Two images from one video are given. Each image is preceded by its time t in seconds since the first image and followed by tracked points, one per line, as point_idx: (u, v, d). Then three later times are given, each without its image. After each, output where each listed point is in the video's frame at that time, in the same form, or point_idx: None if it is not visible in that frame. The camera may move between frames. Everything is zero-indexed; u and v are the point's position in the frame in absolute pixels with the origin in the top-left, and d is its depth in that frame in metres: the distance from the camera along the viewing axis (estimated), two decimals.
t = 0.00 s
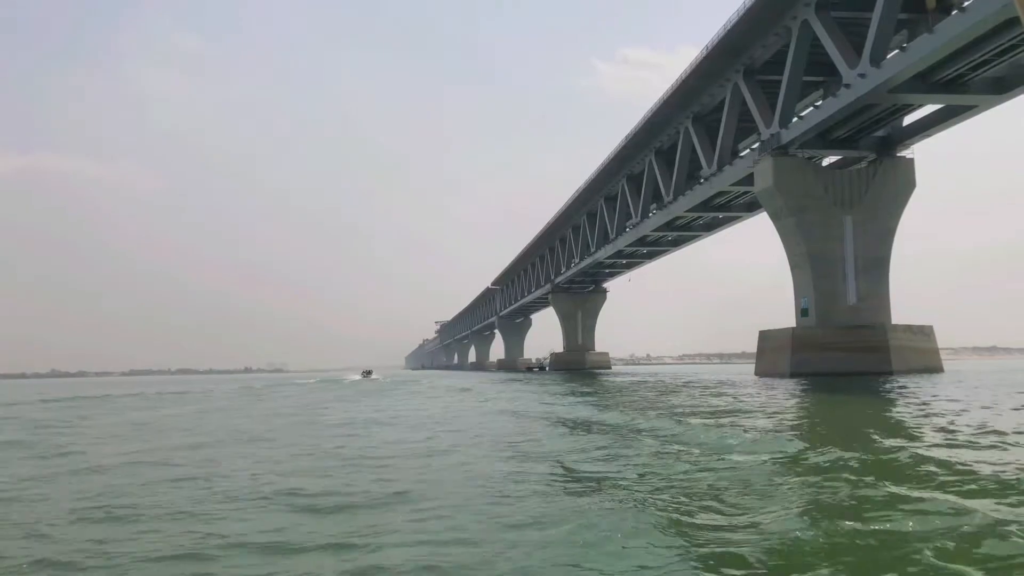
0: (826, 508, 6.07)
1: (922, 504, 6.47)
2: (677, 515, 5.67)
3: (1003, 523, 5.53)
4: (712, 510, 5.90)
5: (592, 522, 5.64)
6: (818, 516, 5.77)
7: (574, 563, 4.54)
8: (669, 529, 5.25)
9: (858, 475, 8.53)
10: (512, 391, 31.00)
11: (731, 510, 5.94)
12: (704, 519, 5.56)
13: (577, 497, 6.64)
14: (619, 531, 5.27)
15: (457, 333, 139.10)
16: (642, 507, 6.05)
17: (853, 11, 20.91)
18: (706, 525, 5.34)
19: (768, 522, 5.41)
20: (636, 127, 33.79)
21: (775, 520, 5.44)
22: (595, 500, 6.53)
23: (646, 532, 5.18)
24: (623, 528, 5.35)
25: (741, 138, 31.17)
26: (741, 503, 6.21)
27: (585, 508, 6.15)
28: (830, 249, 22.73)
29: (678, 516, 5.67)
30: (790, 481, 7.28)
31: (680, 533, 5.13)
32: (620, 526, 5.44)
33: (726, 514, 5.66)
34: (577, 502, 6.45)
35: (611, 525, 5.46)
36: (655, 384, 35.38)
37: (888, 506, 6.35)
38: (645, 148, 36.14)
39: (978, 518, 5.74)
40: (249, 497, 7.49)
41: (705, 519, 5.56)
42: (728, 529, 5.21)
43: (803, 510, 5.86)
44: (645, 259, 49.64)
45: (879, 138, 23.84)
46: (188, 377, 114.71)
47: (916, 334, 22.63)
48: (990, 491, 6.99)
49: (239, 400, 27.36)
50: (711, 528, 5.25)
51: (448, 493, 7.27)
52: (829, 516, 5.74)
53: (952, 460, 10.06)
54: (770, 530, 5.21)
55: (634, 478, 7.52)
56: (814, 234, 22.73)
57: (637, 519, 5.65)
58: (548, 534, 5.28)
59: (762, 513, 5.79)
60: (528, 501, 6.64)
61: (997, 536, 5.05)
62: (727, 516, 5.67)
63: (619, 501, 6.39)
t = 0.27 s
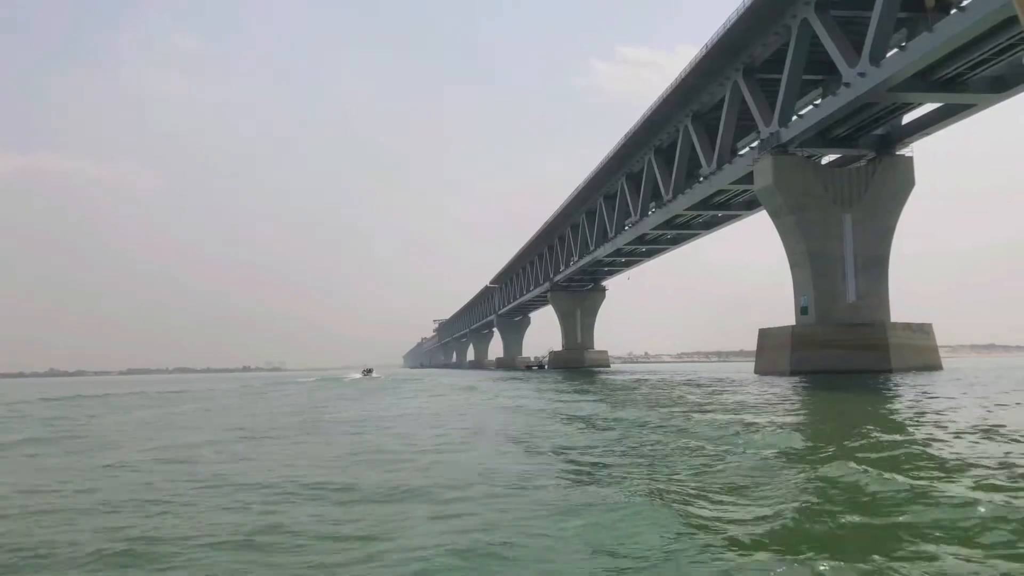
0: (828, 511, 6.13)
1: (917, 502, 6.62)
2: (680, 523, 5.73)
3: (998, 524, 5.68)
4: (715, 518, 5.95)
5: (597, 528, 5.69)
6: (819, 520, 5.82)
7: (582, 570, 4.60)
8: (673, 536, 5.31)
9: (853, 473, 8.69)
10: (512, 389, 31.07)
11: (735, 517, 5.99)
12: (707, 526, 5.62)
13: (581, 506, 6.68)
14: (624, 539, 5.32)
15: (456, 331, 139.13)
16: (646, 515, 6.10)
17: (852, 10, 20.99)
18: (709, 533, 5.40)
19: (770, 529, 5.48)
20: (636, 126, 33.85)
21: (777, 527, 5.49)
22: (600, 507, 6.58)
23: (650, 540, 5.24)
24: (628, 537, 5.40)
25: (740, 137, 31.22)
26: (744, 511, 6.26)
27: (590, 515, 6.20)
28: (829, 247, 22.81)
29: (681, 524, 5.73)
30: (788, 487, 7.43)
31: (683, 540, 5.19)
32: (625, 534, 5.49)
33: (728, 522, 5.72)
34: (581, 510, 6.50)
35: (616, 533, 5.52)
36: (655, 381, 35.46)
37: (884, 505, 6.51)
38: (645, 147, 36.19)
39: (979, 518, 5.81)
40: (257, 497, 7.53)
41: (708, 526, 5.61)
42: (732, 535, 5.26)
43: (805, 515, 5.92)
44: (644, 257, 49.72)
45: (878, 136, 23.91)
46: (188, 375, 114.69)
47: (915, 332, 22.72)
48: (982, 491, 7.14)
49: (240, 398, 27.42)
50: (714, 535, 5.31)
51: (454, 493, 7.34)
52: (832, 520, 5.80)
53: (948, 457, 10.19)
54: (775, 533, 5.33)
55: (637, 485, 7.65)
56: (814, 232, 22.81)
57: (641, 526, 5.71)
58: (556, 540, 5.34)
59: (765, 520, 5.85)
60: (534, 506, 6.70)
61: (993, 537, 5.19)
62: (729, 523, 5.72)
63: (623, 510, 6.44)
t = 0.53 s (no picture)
0: (828, 515, 6.18)
1: (917, 504, 6.71)
2: (682, 525, 5.77)
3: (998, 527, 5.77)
4: (717, 519, 5.99)
5: (601, 527, 5.74)
6: (821, 523, 5.87)
7: (589, 567, 4.65)
8: (676, 538, 5.35)
9: (854, 475, 8.78)
10: (511, 392, 31.08)
11: (737, 518, 6.03)
12: (710, 528, 5.67)
13: (584, 505, 6.73)
14: (627, 539, 5.37)
15: (453, 334, 139.09)
16: (648, 516, 6.15)
17: (850, 14, 21.08)
18: (712, 535, 5.44)
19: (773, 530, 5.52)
20: (634, 128, 33.93)
21: (778, 529, 5.54)
22: (602, 507, 6.62)
23: (654, 540, 5.29)
24: (631, 537, 5.44)
25: (738, 140, 31.30)
26: (746, 512, 6.31)
27: (594, 514, 6.25)
28: (827, 250, 22.89)
29: (683, 525, 5.78)
30: (790, 488, 7.53)
31: (686, 542, 5.23)
32: (629, 533, 5.54)
33: (730, 524, 5.76)
34: (584, 509, 6.55)
35: (618, 532, 5.57)
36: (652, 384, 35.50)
37: (885, 507, 6.61)
38: (643, 150, 36.27)
39: (980, 523, 5.85)
40: (260, 499, 7.56)
41: (711, 528, 5.66)
42: (734, 538, 5.31)
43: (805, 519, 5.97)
44: (642, 260, 49.79)
45: (875, 140, 24.00)
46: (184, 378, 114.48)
47: (912, 335, 22.80)
48: (982, 493, 7.23)
49: (240, 400, 27.46)
50: (716, 538, 5.35)
51: (458, 494, 7.37)
52: (832, 524, 5.85)
53: (949, 459, 10.26)
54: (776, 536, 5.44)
55: (641, 486, 7.75)
56: (812, 235, 22.90)
57: (644, 527, 5.76)
58: (562, 537, 5.38)
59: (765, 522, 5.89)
60: (538, 505, 6.74)
61: (993, 541, 5.29)
62: (731, 525, 5.76)
63: (626, 509, 6.49)
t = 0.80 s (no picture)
0: (831, 521, 6.22)
1: (921, 510, 6.76)
2: (682, 529, 5.84)
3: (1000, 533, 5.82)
4: (718, 525, 6.05)
5: (604, 531, 5.80)
6: (820, 529, 5.93)
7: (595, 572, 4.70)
8: (678, 541, 5.39)
9: (855, 481, 8.85)
10: (511, 398, 31.10)
11: (736, 524, 6.09)
12: (711, 532, 5.74)
13: (588, 510, 6.79)
14: (631, 542, 5.41)
15: (452, 340, 139.11)
16: (651, 521, 6.19)
17: (849, 21, 21.20)
18: (711, 537, 5.53)
19: (772, 535, 5.59)
20: (634, 135, 34.00)
21: (776, 534, 5.61)
22: (606, 511, 6.70)
23: (654, 543, 5.35)
24: (633, 539, 5.51)
25: (738, 147, 31.39)
26: (747, 518, 6.37)
27: (597, 519, 6.31)
28: (827, 257, 22.96)
29: (684, 529, 5.84)
30: (793, 494, 7.58)
31: (688, 545, 5.28)
32: (631, 536, 5.60)
33: (731, 529, 5.82)
34: (586, 514, 6.61)
35: (619, 535, 5.63)
36: (652, 391, 35.53)
37: (887, 512, 6.67)
38: (643, 156, 36.36)
39: (980, 528, 5.91)
40: (264, 505, 7.59)
41: (712, 532, 5.72)
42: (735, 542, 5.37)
43: (805, 524, 6.04)
44: (642, 266, 49.82)
45: (875, 147, 24.09)
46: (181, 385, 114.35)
47: (912, 341, 22.86)
48: (983, 499, 7.28)
49: (241, 406, 27.45)
50: (718, 540, 5.41)
51: (463, 502, 7.42)
52: (833, 529, 5.90)
53: (950, 465, 10.31)
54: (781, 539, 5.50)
55: (644, 493, 7.80)
56: (811, 242, 22.98)
57: (645, 530, 5.82)
58: (565, 543, 5.45)
59: (765, 527, 5.95)
60: (543, 510, 6.80)
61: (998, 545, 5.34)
62: (730, 531, 5.82)
63: (631, 514, 6.54)
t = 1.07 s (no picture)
0: (835, 529, 6.30)
1: (925, 519, 6.83)
2: (690, 537, 5.92)
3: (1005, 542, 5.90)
4: (724, 533, 6.13)
5: (612, 538, 5.88)
6: (826, 537, 6.01)
7: None
8: (685, 548, 5.46)
9: (859, 491, 8.92)
10: (510, 408, 31.13)
11: (742, 531, 6.16)
12: (718, 539, 5.81)
13: (595, 517, 6.87)
14: (640, 548, 5.48)
15: (450, 350, 139.05)
16: (658, 529, 6.27)
17: (849, 35, 21.37)
18: (718, 544, 5.61)
19: (779, 542, 5.66)
20: (635, 146, 34.17)
21: (783, 541, 5.69)
22: (613, 519, 6.78)
23: (663, 549, 5.42)
24: (641, 546, 5.58)
25: (738, 159, 31.54)
26: (753, 526, 6.44)
27: (604, 526, 6.38)
28: (827, 268, 23.08)
29: (691, 536, 5.92)
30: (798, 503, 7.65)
31: (695, 552, 5.35)
32: (640, 543, 5.67)
33: (738, 536, 5.90)
34: (593, 521, 6.68)
35: (627, 542, 5.70)
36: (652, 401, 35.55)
37: (892, 520, 6.75)
38: (643, 168, 36.51)
39: (984, 538, 5.99)
40: (274, 512, 7.66)
41: (719, 539, 5.79)
42: (743, 548, 5.45)
43: (810, 533, 6.12)
44: (641, 276, 49.95)
45: (874, 159, 24.25)
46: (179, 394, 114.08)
47: (912, 352, 22.95)
48: (986, 510, 7.37)
49: (242, 415, 27.44)
50: (725, 547, 5.48)
51: (471, 508, 7.49)
52: (838, 537, 5.98)
53: (952, 476, 10.39)
54: (787, 544, 5.60)
55: (651, 501, 7.87)
56: (811, 253, 23.11)
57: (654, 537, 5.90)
58: (575, 548, 5.52)
59: (771, 534, 6.03)
60: (551, 518, 6.87)
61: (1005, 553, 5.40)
62: (737, 538, 5.91)
63: (637, 522, 6.62)
